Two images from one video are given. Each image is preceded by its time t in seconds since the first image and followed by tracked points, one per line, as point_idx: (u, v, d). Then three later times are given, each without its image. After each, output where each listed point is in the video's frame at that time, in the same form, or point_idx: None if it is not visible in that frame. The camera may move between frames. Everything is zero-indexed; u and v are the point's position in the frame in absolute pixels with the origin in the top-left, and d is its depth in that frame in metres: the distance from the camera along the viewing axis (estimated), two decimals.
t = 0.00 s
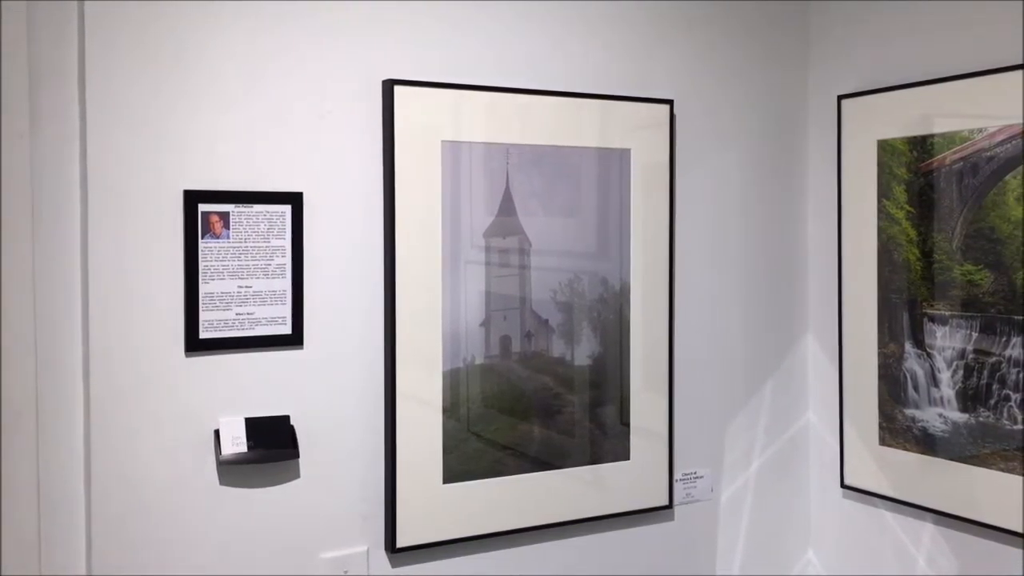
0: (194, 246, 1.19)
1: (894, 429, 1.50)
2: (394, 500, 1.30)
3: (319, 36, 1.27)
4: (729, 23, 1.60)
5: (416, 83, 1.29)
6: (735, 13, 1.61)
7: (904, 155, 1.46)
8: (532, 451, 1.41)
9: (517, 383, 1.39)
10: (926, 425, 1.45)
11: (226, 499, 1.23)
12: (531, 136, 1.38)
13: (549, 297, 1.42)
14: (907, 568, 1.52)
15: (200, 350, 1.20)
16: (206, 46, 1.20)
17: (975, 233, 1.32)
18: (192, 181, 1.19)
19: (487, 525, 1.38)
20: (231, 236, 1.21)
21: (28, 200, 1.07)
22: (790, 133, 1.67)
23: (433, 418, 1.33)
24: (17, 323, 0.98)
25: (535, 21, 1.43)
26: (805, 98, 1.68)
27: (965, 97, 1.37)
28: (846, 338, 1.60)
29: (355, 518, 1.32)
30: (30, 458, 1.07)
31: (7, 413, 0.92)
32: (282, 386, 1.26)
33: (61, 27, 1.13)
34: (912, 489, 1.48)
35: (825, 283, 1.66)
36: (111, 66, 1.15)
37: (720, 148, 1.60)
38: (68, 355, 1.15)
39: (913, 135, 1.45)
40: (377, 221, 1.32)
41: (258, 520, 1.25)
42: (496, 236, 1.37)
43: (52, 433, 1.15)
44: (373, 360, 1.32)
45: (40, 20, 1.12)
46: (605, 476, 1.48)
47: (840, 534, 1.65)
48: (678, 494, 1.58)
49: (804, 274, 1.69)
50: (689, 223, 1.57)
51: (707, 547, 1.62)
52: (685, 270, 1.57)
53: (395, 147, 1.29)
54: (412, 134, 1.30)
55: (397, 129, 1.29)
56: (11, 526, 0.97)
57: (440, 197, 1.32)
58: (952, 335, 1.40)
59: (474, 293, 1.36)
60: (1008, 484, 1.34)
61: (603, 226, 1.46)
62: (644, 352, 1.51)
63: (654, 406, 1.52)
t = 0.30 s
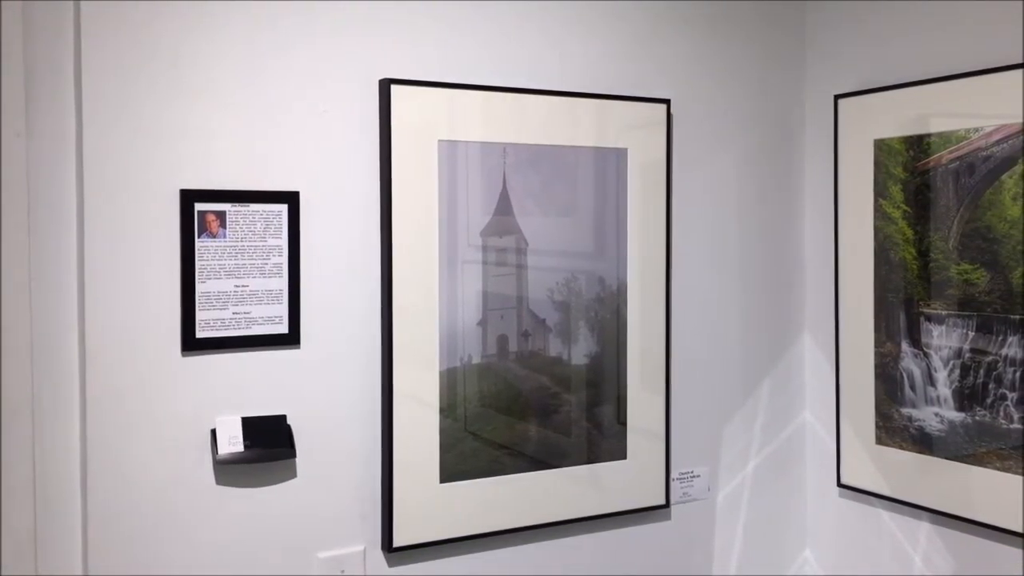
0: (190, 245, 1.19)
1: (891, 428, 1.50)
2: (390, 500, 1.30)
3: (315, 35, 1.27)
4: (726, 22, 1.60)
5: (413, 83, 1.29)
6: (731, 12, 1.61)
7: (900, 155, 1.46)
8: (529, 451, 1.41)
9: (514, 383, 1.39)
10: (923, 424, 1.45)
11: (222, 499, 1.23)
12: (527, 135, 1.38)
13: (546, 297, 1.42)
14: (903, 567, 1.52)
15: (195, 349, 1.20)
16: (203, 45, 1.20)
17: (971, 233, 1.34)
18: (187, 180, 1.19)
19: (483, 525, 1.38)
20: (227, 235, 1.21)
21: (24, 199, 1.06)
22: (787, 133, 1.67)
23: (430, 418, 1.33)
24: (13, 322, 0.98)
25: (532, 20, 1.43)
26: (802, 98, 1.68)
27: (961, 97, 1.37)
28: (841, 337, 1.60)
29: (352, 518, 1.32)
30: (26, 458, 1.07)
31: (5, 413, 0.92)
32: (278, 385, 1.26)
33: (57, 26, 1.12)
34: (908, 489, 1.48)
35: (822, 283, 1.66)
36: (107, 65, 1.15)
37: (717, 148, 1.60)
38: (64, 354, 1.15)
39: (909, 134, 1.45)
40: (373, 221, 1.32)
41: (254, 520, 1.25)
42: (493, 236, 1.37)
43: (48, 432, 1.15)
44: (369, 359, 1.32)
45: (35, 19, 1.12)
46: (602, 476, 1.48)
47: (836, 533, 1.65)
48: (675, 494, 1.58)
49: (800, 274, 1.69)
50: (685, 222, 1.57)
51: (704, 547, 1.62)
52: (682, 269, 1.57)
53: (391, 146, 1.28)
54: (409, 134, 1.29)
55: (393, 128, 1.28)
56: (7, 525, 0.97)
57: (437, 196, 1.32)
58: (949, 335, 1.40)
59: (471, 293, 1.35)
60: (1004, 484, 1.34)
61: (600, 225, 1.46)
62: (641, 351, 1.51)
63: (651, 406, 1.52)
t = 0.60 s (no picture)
0: (189, 245, 1.19)
1: (890, 428, 1.50)
2: (389, 500, 1.30)
3: (314, 35, 1.26)
4: (725, 22, 1.60)
5: (412, 82, 1.29)
6: (730, 12, 1.61)
7: (899, 154, 1.46)
8: (528, 451, 1.41)
9: (513, 383, 1.39)
10: (922, 424, 1.45)
11: (221, 499, 1.23)
12: (527, 135, 1.38)
13: (545, 296, 1.42)
14: (903, 567, 1.52)
15: (195, 349, 1.20)
16: (202, 44, 1.20)
17: (971, 232, 1.34)
18: (187, 180, 1.19)
19: (483, 525, 1.38)
20: (226, 235, 1.21)
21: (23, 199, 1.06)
22: (786, 133, 1.67)
23: (429, 418, 1.33)
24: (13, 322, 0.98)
25: (530, 20, 1.43)
26: (801, 98, 1.68)
27: (960, 97, 1.37)
28: (841, 337, 1.60)
29: (351, 518, 1.32)
30: (25, 458, 1.07)
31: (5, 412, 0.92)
32: (278, 385, 1.26)
33: (55, 26, 1.12)
34: (908, 489, 1.48)
35: (821, 283, 1.66)
36: (107, 65, 1.14)
37: (716, 148, 1.60)
38: (63, 355, 1.15)
39: (908, 134, 1.45)
40: (372, 221, 1.31)
41: (253, 521, 1.25)
42: (492, 236, 1.37)
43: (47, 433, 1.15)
44: (368, 360, 1.32)
45: (33, 19, 1.12)
46: (601, 476, 1.48)
47: (836, 533, 1.65)
48: (675, 494, 1.58)
49: (799, 274, 1.69)
50: (684, 222, 1.57)
51: (703, 547, 1.62)
52: (681, 269, 1.57)
53: (390, 146, 1.28)
54: (408, 133, 1.29)
55: (392, 128, 1.28)
56: (7, 525, 0.97)
57: (436, 196, 1.32)
58: (948, 335, 1.40)
59: (470, 293, 1.35)
60: (1004, 484, 1.34)
61: (599, 225, 1.46)
62: (640, 351, 1.51)
63: (650, 405, 1.52)
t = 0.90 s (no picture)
0: (189, 246, 1.19)
1: (890, 428, 1.50)
2: (389, 500, 1.30)
3: (313, 35, 1.26)
4: (725, 22, 1.60)
5: (412, 82, 1.29)
6: (730, 12, 1.61)
7: (899, 154, 1.46)
8: (528, 451, 1.41)
9: (513, 383, 1.39)
10: (922, 424, 1.45)
11: (221, 499, 1.23)
12: (527, 135, 1.38)
13: (545, 297, 1.42)
14: (902, 567, 1.52)
15: (195, 349, 1.20)
16: (202, 45, 1.20)
17: (971, 232, 1.34)
18: (186, 180, 1.19)
19: (482, 525, 1.38)
20: (226, 235, 1.21)
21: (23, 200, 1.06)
22: (786, 133, 1.67)
23: (428, 418, 1.33)
24: (13, 322, 0.98)
25: (530, 20, 1.43)
26: (800, 98, 1.68)
27: (960, 97, 1.37)
28: (841, 336, 1.60)
29: (351, 518, 1.32)
30: (25, 457, 1.07)
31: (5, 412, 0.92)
32: (278, 385, 1.26)
33: (54, 27, 1.12)
34: (907, 489, 1.48)
35: (821, 284, 1.66)
36: (106, 66, 1.15)
37: (716, 149, 1.60)
38: (63, 355, 1.15)
39: (908, 134, 1.45)
40: (372, 222, 1.32)
41: (253, 520, 1.25)
42: (492, 236, 1.37)
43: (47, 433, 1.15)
44: (368, 359, 1.32)
45: (33, 19, 1.12)
46: (601, 476, 1.48)
47: (835, 533, 1.65)
48: (674, 494, 1.58)
49: (799, 274, 1.69)
50: (684, 221, 1.57)
51: (703, 547, 1.62)
52: (681, 269, 1.57)
53: (391, 146, 1.28)
54: (407, 134, 1.29)
55: (392, 128, 1.29)
56: (7, 525, 0.97)
57: (436, 196, 1.32)
58: (948, 335, 1.40)
59: (470, 293, 1.35)
60: (1004, 484, 1.34)
61: (599, 225, 1.46)
62: (639, 351, 1.51)
63: (650, 405, 1.52)
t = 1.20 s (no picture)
0: (189, 245, 1.19)
1: (890, 428, 1.50)
2: (389, 500, 1.30)
3: (313, 35, 1.26)
4: (725, 22, 1.60)
5: (412, 82, 1.29)
6: (730, 12, 1.61)
7: (899, 154, 1.46)
8: (527, 451, 1.41)
9: (513, 383, 1.39)
10: (922, 424, 1.45)
11: (221, 499, 1.23)
12: (527, 135, 1.38)
13: (545, 297, 1.42)
14: (902, 567, 1.52)
15: (195, 349, 1.20)
16: (202, 45, 1.20)
17: (971, 232, 1.34)
18: (186, 180, 1.19)
19: (482, 525, 1.38)
20: (226, 235, 1.21)
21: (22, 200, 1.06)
22: (786, 133, 1.67)
23: (428, 418, 1.33)
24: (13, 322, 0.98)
25: (530, 20, 1.43)
26: (800, 98, 1.68)
27: (960, 96, 1.37)
28: (841, 336, 1.60)
29: (351, 518, 1.32)
30: (25, 457, 1.07)
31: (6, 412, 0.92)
32: (277, 385, 1.26)
33: (53, 27, 1.12)
34: (908, 489, 1.48)
35: (822, 283, 1.66)
36: (105, 67, 1.14)
37: (716, 149, 1.60)
38: (63, 355, 1.15)
39: (908, 134, 1.45)
40: (372, 222, 1.32)
41: (253, 520, 1.25)
42: (492, 236, 1.37)
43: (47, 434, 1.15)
44: (368, 359, 1.32)
45: (33, 19, 1.12)
46: (601, 476, 1.48)
47: (835, 533, 1.65)
48: (674, 494, 1.58)
49: (799, 275, 1.69)
50: (684, 221, 1.57)
51: (702, 547, 1.62)
52: (681, 269, 1.57)
53: (391, 146, 1.28)
54: (407, 134, 1.29)
55: (392, 128, 1.29)
56: (6, 526, 0.97)
57: (436, 196, 1.32)
58: (948, 334, 1.40)
59: (470, 292, 1.35)
60: (1003, 484, 1.34)
61: (599, 225, 1.46)
62: (639, 351, 1.51)
63: (649, 404, 1.52)
